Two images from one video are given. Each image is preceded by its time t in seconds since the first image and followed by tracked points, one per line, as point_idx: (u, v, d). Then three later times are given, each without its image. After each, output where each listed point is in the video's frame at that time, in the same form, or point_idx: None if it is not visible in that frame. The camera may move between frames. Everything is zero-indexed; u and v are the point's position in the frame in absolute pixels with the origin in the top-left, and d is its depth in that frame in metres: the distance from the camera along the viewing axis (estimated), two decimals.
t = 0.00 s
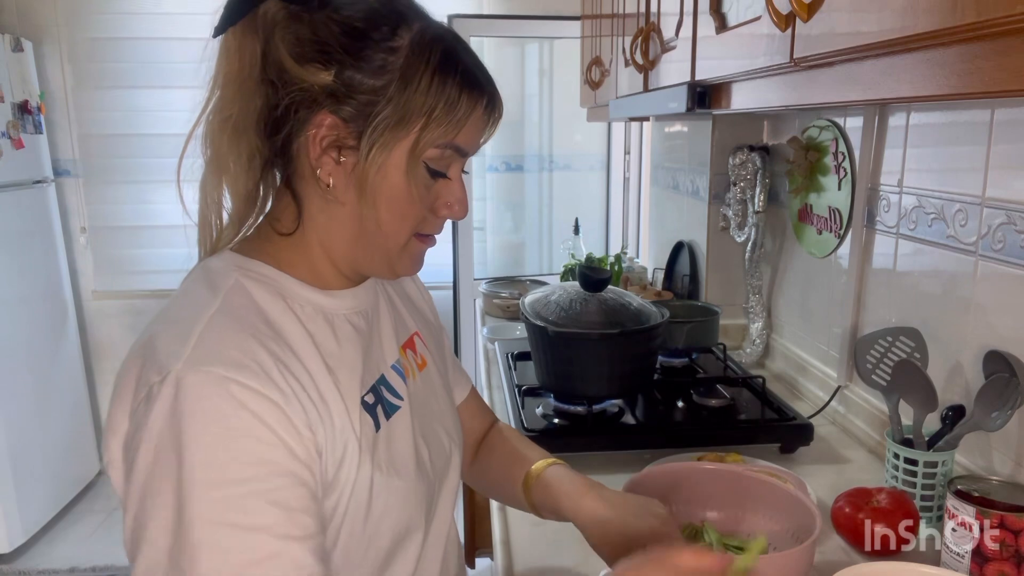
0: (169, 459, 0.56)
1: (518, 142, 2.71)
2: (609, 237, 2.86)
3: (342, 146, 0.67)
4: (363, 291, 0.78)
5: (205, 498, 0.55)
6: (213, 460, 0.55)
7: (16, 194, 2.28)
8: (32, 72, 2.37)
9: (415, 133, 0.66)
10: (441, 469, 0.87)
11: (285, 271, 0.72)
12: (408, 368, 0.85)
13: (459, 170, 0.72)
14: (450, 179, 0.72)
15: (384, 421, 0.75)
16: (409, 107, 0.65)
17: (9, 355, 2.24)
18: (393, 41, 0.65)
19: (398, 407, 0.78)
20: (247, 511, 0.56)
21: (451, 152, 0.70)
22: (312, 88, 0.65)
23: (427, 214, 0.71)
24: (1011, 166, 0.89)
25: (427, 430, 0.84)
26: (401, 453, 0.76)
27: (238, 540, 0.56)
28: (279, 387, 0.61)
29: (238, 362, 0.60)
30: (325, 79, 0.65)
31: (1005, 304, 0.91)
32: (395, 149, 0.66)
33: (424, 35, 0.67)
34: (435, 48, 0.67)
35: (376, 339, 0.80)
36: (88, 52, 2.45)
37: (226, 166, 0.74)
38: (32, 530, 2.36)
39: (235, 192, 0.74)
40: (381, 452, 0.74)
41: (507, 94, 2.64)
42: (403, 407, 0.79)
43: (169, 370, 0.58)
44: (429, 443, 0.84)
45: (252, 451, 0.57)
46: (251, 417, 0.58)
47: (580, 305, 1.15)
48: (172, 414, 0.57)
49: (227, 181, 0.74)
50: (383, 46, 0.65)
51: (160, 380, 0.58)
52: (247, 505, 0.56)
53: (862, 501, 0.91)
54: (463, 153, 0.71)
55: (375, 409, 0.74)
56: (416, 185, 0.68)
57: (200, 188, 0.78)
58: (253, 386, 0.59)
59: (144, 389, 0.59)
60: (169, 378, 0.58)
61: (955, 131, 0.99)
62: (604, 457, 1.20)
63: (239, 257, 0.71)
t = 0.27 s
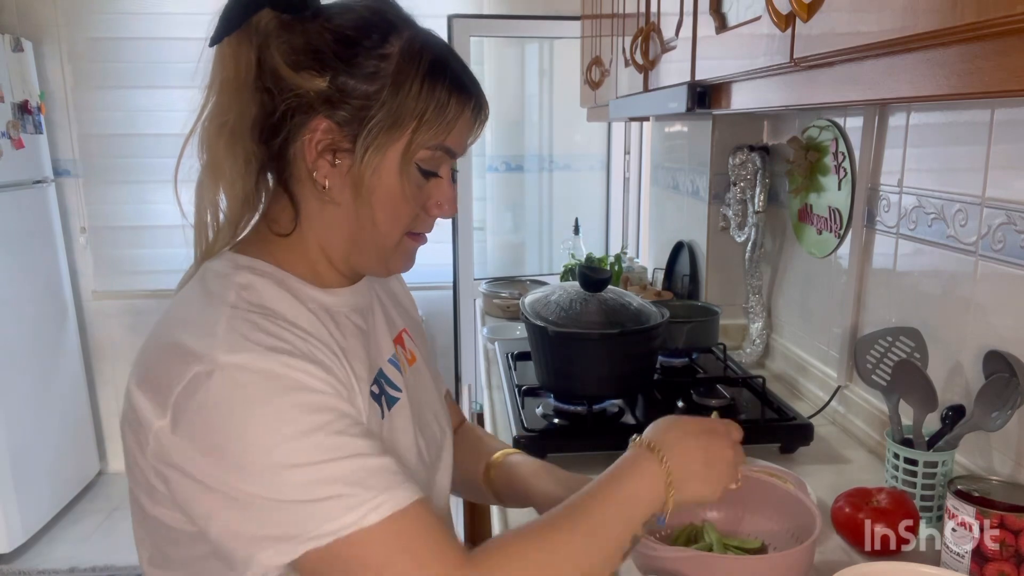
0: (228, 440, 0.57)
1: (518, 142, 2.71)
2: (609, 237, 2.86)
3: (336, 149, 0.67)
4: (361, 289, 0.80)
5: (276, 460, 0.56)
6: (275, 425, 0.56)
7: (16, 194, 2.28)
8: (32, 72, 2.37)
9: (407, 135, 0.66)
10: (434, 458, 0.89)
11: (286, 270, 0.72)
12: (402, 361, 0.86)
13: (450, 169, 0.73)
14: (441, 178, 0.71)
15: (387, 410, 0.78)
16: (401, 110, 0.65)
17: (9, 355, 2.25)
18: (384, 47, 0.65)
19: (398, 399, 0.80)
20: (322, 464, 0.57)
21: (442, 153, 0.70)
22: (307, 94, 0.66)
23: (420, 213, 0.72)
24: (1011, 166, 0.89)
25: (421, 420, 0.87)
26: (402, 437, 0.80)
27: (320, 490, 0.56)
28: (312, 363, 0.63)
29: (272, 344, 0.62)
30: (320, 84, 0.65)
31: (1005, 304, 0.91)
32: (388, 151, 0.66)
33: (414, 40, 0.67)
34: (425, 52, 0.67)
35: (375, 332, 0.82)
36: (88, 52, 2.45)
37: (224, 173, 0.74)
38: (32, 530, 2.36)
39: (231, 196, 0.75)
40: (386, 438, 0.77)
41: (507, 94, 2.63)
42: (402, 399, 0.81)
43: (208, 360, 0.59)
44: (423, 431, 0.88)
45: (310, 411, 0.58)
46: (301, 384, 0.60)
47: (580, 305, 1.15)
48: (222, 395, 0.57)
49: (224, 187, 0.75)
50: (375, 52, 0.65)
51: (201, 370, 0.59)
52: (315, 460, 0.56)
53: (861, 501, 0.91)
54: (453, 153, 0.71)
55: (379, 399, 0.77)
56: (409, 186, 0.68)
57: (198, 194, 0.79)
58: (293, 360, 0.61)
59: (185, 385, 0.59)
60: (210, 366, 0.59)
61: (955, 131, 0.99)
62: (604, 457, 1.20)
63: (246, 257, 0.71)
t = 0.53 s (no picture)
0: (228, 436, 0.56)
1: (517, 142, 2.71)
2: (608, 237, 2.86)
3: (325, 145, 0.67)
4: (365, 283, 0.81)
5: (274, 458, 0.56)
6: (281, 419, 0.57)
7: (16, 194, 2.28)
8: (32, 73, 2.37)
9: (389, 131, 0.66)
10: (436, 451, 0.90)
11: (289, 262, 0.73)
12: (404, 356, 0.87)
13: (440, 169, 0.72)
14: (430, 178, 0.71)
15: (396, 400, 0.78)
16: (383, 107, 0.65)
17: (9, 354, 2.25)
18: (371, 45, 0.66)
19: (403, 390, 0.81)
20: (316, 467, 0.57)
21: (429, 151, 0.69)
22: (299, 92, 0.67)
23: (411, 211, 0.71)
24: (1010, 166, 0.89)
25: (424, 413, 0.88)
26: (410, 427, 0.81)
27: (311, 495, 0.56)
28: (321, 357, 0.63)
29: (283, 336, 0.62)
30: (309, 82, 0.66)
31: (1005, 305, 0.91)
32: (369, 147, 0.66)
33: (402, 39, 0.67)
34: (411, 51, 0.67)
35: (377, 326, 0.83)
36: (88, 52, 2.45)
37: (235, 170, 0.77)
38: (32, 530, 2.36)
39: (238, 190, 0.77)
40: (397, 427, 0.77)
41: (507, 94, 2.63)
42: (406, 390, 0.82)
43: (218, 349, 0.59)
44: (427, 421, 0.89)
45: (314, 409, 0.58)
46: (307, 380, 0.59)
47: (580, 305, 1.15)
48: (229, 386, 0.57)
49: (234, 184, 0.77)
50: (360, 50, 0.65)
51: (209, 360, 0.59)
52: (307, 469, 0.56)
53: (861, 501, 0.91)
54: (441, 153, 0.71)
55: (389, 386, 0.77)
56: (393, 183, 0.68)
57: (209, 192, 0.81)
58: (302, 354, 0.61)
59: (191, 374, 0.58)
60: (218, 355, 0.58)
61: (955, 131, 0.99)
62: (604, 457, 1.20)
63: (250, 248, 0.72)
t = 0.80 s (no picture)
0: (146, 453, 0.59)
1: (518, 142, 2.70)
2: (609, 237, 2.86)
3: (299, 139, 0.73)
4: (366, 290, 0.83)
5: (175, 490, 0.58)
6: (196, 447, 0.58)
7: (16, 194, 2.28)
8: (32, 73, 2.37)
9: (353, 121, 0.70)
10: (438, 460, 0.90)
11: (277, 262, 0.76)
12: (405, 363, 0.88)
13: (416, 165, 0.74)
14: (401, 172, 0.73)
15: (378, 409, 0.79)
16: (346, 97, 0.69)
17: (9, 355, 2.25)
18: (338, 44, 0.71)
19: (393, 399, 0.82)
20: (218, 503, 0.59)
21: (394, 143, 0.71)
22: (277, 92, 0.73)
23: (386, 209, 0.73)
24: (1011, 166, 0.89)
25: (423, 423, 0.88)
26: (393, 438, 0.80)
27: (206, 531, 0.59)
28: (261, 380, 0.64)
29: (225, 356, 0.62)
30: (285, 81, 0.72)
31: (1005, 305, 0.91)
32: (334, 135, 0.70)
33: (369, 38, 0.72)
34: (377, 49, 0.72)
35: (375, 332, 0.85)
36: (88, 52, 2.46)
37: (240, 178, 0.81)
38: (33, 530, 2.36)
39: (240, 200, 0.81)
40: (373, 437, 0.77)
41: (507, 93, 2.63)
42: (395, 399, 0.82)
43: (165, 353, 0.62)
44: (426, 431, 0.88)
45: (229, 442, 0.59)
46: (229, 409, 0.60)
47: (580, 305, 1.15)
48: (159, 400, 0.60)
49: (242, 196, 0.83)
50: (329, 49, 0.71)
51: (155, 362, 0.62)
52: (195, 496, 0.58)
53: (861, 501, 0.91)
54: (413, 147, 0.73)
55: (370, 397, 0.78)
56: (360, 172, 0.71)
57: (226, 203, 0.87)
58: (236, 378, 0.62)
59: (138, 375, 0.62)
60: (162, 360, 0.61)
61: (955, 131, 0.99)
62: (604, 457, 1.20)
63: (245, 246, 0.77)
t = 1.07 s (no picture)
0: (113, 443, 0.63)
1: (518, 142, 2.70)
2: (609, 237, 2.86)
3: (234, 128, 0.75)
4: (357, 295, 0.81)
5: (133, 477, 0.61)
6: (150, 435, 0.62)
7: (16, 194, 2.28)
8: (32, 72, 2.37)
9: (262, 99, 0.70)
10: (430, 471, 0.86)
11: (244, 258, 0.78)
12: (406, 370, 0.84)
13: (334, 143, 0.72)
14: (316, 151, 0.71)
15: (349, 422, 0.76)
16: (257, 77, 0.70)
17: (9, 355, 2.24)
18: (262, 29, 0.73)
19: (374, 410, 0.79)
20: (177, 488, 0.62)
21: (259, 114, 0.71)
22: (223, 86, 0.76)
23: (267, 188, 0.70)
24: (1011, 166, 0.89)
25: (422, 434, 0.84)
26: (365, 451, 0.77)
27: (167, 516, 0.62)
28: (209, 371, 0.66)
29: (176, 349, 0.65)
30: (224, 74, 0.75)
31: (1005, 304, 0.91)
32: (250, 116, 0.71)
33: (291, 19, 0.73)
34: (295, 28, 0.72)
35: (373, 338, 0.82)
36: (89, 53, 2.46)
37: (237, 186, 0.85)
38: (32, 530, 2.36)
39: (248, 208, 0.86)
40: (327, 455, 0.74)
41: (508, 93, 2.63)
42: (380, 410, 0.79)
43: (127, 347, 0.66)
44: (425, 444, 0.85)
45: (177, 430, 0.62)
46: (178, 398, 0.63)
47: (580, 305, 1.15)
48: (119, 392, 0.63)
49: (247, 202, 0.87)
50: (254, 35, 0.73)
51: (119, 356, 0.66)
52: (148, 486, 0.61)
53: (862, 501, 0.91)
54: (325, 123, 0.71)
55: (338, 409, 0.76)
56: (273, 152, 0.71)
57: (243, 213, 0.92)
58: (184, 370, 0.64)
59: (108, 369, 0.67)
60: (123, 353, 0.65)
61: (955, 131, 0.99)
62: (604, 457, 1.20)
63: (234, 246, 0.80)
